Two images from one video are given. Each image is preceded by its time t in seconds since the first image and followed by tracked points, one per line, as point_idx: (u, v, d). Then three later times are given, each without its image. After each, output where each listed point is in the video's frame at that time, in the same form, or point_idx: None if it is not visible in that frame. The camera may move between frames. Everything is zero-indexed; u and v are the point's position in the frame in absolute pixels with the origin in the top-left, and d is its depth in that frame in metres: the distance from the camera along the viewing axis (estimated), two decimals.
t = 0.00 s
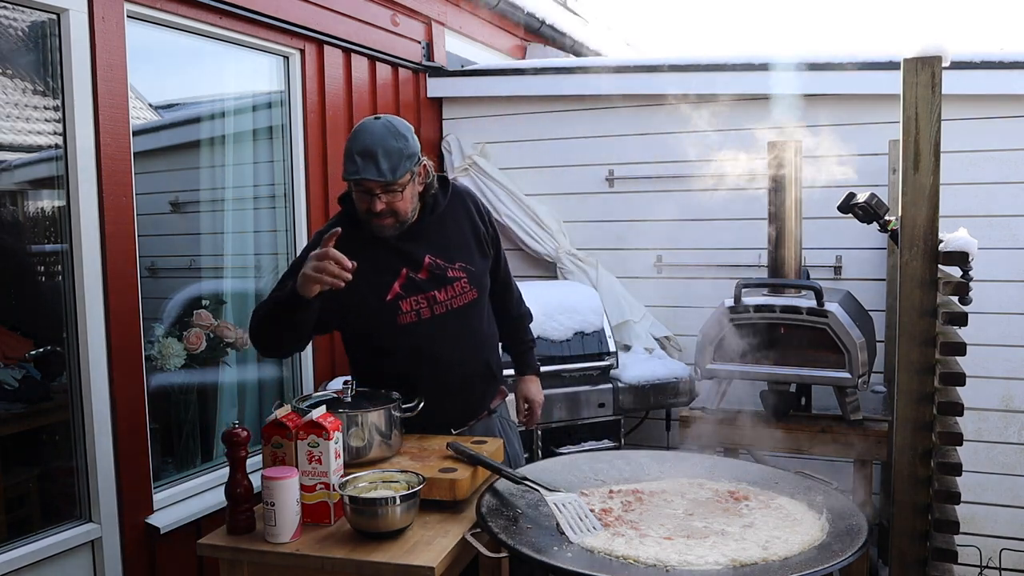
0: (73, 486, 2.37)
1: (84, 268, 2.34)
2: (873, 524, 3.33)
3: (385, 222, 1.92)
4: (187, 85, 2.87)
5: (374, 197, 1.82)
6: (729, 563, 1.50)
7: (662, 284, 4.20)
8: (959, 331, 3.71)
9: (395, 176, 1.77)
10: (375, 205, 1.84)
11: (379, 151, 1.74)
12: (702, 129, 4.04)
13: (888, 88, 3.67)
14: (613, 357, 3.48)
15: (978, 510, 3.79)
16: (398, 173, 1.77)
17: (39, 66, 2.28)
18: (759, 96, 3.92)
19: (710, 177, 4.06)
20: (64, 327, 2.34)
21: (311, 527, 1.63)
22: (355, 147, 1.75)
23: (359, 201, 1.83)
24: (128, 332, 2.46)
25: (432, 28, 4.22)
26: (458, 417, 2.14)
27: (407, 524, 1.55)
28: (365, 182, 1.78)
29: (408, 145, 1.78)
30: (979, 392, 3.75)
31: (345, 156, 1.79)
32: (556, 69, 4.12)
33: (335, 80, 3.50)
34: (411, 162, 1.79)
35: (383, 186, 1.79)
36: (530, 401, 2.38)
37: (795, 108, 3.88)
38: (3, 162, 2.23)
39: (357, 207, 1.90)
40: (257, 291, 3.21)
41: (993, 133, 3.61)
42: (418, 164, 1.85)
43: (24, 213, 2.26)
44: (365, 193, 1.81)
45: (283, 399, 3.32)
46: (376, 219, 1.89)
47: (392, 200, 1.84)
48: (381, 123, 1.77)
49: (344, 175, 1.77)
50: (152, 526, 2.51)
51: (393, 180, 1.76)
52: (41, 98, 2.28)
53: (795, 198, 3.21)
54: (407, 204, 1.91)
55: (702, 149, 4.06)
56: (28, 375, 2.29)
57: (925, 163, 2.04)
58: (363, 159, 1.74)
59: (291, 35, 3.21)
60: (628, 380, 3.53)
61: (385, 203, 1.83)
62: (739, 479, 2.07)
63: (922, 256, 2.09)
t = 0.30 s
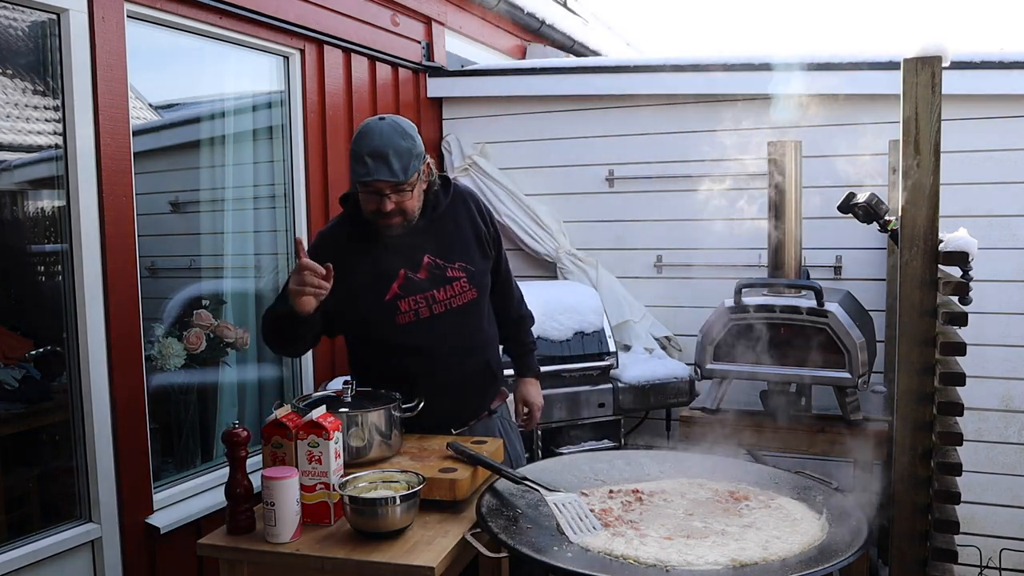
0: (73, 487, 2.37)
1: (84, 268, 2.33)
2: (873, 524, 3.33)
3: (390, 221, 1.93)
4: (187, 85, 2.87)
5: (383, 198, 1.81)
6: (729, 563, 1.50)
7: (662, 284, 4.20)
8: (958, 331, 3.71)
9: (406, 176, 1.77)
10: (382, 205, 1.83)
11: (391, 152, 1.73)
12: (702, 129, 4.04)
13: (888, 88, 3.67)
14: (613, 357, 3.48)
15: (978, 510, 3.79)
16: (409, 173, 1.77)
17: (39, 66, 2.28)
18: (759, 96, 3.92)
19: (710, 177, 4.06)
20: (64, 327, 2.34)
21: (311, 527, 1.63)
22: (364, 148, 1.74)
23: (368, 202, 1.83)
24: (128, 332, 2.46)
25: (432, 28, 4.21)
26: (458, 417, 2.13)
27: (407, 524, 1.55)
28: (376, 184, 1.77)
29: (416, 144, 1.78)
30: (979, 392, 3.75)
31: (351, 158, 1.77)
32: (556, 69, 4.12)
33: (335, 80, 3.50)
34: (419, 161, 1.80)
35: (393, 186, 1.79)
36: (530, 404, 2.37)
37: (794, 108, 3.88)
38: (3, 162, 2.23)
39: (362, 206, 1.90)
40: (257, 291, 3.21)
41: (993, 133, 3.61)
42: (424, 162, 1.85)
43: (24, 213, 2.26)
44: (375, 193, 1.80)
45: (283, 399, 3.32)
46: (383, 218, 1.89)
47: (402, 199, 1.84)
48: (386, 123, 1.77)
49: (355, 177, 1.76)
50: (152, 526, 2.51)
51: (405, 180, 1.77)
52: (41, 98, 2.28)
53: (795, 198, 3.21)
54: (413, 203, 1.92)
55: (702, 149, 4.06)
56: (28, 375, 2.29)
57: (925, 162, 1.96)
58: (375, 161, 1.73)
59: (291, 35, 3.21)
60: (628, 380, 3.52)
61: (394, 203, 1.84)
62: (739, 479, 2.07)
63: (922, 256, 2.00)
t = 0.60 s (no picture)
0: (73, 486, 2.37)
1: (84, 268, 2.33)
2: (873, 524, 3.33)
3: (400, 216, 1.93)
4: (187, 86, 2.87)
5: (399, 193, 1.82)
6: (729, 563, 1.50)
7: (662, 284, 4.20)
8: (958, 331, 3.71)
9: (422, 171, 1.79)
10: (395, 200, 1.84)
11: (408, 147, 1.74)
12: (702, 129, 4.04)
13: (887, 88, 3.67)
14: (613, 357, 3.49)
15: (978, 510, 3.79)
16: (425, 169, 1.78)
17: (39, 66, 2.28)
18: (759, 96, 3.92)
19: (709, 177, 4.07)
20: (64, 327, 2.34)
21: (311, 527, 1.63)
22: (381, 146, 1.74)
23: (384, 196, 1.83)
24: (128, 333, 2.46)
25: (432, 28, 4.21)
26: (458, 417, 2.13)
27: (407, 524, 1.55)
28: (393, 179, 1.77)
29: (427, 140, 1.81)
30: (979, 392, 3.75)
31: (365, 157, 1.77)
32: (556, 69, 4.13)
33: (335, 80, 3.50)
34: (432, 157, 1.82)
35: (408, 182, 1.80)
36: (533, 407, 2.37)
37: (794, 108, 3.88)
38: (3, 162, 2.23)
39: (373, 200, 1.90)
40: (257, 291, 3.21)
41: (993, 133, 3.61)
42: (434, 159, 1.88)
43: (24, 213, 2.26)
44: (391, 189, 1.80)
45: (284, 399, 3.32)
46: (396, 212, 1.90)
47: (417, 194, 1.85)
48: (396, 119, 1.77)
49: (373, 176, 1.76)
50: (152, 526, 2.51)
51: (422, 175, 1.78)
52: (41, 98, 2.28)
53: (795, 197, 3.21)
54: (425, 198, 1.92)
55: (702, 149, 4.06)
56: (28, 375, 2.30)
57: (924, 163, 1.92)
58: (393, 156, 1.74)
59: (291, 35, 3.21)
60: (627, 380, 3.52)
61: (409, 197, 1.85)
62: (739, 479, 2.07)
63: (922, 256, 1.96)
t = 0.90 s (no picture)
0: (73, 486, 2.37)
1: (84, 268, 2.34)
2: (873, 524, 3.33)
3: (453, 205, 2.02)
4: (187, 86, 2.87)
5: (463, 175, 1.93)
6: (729, 563, 1.50)
7: (662, 284, 4.20)
8: (958, 331, 3.71)
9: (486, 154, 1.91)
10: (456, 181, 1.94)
11: (477, 131, 1.88)
12: (702, 129, 4.04)
13: (888, 88, 3.67)
14: (613, 357, 3.48)
15: (978, 510, 3.79)
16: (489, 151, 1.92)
17: (39, 67, 2.28)
18: (760, 96, 3.92)
19: (710, 177, 4.07)
20: (64, 327, 2.33)
21: (311, 527, 1.63)
22: (452, 130, 1.85)
23: (448, 180, 1.93)
24: (128, 333, 2.46)
25: (432, 28, 4.21)
26: (475, 419, 2.10)
27: (407, 524, 1.55)
28: (461, 161, 1.88)
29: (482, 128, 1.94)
30: (979, 392, 3.75)
31: (435, 141, 1.85)
32: (556, 69, 4.13)
33: (335, 80, 3.50)
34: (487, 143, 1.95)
35: (471, 165, 1.92)
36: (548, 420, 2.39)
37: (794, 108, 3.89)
38: (3, 162, 2.23)
39: (426, 187, 1.98)
40: (257, 291, 3.21)
41: (993, 133, 3.61)
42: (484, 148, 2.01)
43: (24, 213, 2.26)
44: (455, 171, 1.91)
45: (284, 399, 3.32)
46: (453, 200, 1.99)
47: (475, 180, 1.98)
48: (455, 109, 1.90)
49: (446, 158, 1.84)
50: (152, 526, 2.51)
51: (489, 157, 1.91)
52: (41, 98, 2.28)
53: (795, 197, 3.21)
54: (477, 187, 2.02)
55: (701, 150, 4.06)
56: (28, 375, 2.30)
57: (924, 163, 1.89)
58: (466, 139, 1.85)
59: (291, 35, 3.21)
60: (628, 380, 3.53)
61: (470, 182, 1.96)
62: (739, 479, 2.07)
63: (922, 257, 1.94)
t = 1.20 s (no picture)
0: (73, 486, 2.37)
1: (85, 268, 2.34)
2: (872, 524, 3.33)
3: (501, 202, 2.11)
4: (187, 86, 2.87)
5: (514, 173, 2.03)
6: (729, 563, 1.50)
7: (662, 284, 4.20)
8: (958, 331, 3.71)
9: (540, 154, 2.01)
10: (507, 179, 2.04)
11: (532, 131, 1.98)
12: (702, 129, 4.04)
13: (888, 88, 3.67)
14: (613, 357, 3.48)
15: (978, 510, 3.79)
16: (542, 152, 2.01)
17: (39, 67, 2.28)
18: (760, 96, 3.92)
19: (709, 177, 4.06)
20: (64, 327, 2.33)
21: (311, 527, 1.63)
22: (509, 129, 1.95)
23: (498, 176, 2.03)
24: (127, 332, 2.46)
25: (432, 28, 4.21)
26: (504, 417, 2.16)
27: (407, 524, 1.56)
28: (515, 159, 1.98)
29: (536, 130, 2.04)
30: (979, 392, 3.75)
31: (492, 137, 1.95)
32: (555, 69, 4.12)
33: (335, 80, 3.50)
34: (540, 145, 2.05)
35: (524, 163, 2.02)
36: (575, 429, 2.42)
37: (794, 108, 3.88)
38: (3, 162, 2.23)
39: (478, 182, 2.09)
40: (257, 291, 3.21)
41: (993, 133, 3.61)
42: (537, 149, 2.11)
43: (24, 213, 2.26)
44: (507, 169, 2.01)
45: (284, 399, 3.32)
46: (501, 197, 2.09)
47: (525, 179, 2.07)
48: (512, 110, 2.00)
49: (501, 153, 1.94)
50: (152, 526, 2.52)
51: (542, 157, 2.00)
52: (41, 98, 2.28)
53: (795, 197, 3.21)
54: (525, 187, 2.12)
55: (701, 150, 4.06)
56: (28, 375, 2.29)
57: (924, 162, 1.87)
58: (521, 138, 1.95)
59: (291, 35, 3.21)
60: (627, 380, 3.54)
61: (520, 180, 2.05)
62: (738, 479, 2.07)
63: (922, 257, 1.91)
